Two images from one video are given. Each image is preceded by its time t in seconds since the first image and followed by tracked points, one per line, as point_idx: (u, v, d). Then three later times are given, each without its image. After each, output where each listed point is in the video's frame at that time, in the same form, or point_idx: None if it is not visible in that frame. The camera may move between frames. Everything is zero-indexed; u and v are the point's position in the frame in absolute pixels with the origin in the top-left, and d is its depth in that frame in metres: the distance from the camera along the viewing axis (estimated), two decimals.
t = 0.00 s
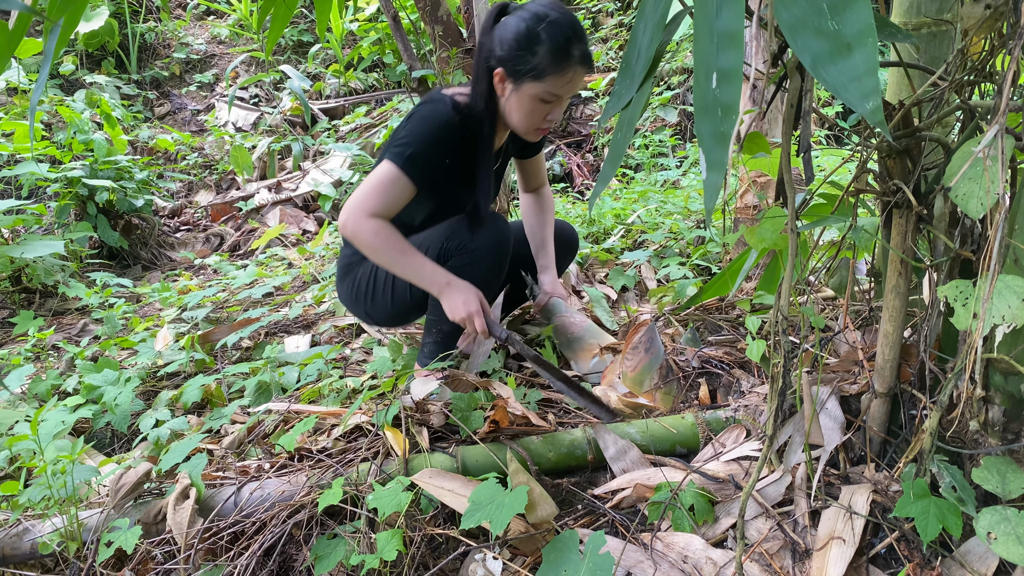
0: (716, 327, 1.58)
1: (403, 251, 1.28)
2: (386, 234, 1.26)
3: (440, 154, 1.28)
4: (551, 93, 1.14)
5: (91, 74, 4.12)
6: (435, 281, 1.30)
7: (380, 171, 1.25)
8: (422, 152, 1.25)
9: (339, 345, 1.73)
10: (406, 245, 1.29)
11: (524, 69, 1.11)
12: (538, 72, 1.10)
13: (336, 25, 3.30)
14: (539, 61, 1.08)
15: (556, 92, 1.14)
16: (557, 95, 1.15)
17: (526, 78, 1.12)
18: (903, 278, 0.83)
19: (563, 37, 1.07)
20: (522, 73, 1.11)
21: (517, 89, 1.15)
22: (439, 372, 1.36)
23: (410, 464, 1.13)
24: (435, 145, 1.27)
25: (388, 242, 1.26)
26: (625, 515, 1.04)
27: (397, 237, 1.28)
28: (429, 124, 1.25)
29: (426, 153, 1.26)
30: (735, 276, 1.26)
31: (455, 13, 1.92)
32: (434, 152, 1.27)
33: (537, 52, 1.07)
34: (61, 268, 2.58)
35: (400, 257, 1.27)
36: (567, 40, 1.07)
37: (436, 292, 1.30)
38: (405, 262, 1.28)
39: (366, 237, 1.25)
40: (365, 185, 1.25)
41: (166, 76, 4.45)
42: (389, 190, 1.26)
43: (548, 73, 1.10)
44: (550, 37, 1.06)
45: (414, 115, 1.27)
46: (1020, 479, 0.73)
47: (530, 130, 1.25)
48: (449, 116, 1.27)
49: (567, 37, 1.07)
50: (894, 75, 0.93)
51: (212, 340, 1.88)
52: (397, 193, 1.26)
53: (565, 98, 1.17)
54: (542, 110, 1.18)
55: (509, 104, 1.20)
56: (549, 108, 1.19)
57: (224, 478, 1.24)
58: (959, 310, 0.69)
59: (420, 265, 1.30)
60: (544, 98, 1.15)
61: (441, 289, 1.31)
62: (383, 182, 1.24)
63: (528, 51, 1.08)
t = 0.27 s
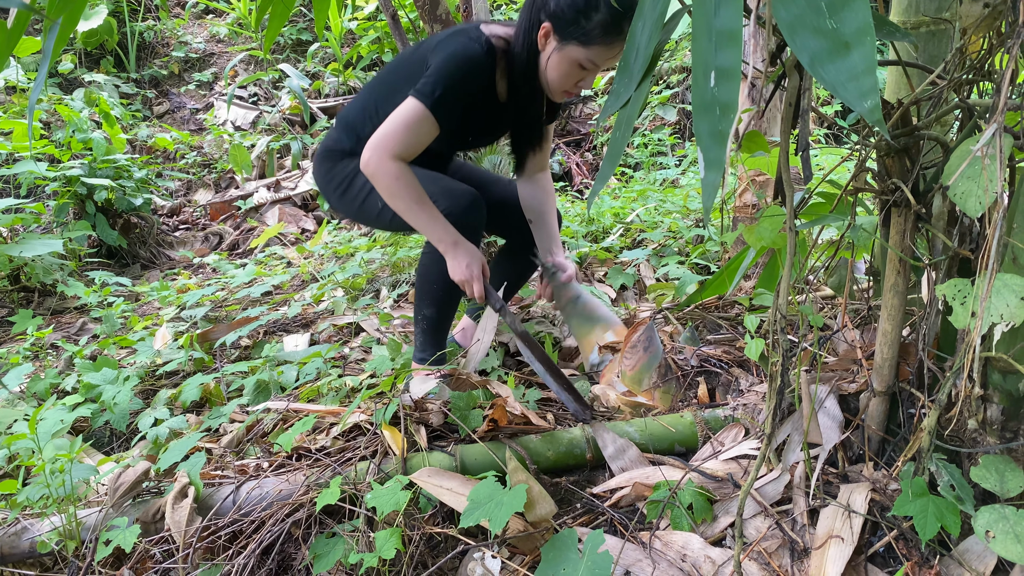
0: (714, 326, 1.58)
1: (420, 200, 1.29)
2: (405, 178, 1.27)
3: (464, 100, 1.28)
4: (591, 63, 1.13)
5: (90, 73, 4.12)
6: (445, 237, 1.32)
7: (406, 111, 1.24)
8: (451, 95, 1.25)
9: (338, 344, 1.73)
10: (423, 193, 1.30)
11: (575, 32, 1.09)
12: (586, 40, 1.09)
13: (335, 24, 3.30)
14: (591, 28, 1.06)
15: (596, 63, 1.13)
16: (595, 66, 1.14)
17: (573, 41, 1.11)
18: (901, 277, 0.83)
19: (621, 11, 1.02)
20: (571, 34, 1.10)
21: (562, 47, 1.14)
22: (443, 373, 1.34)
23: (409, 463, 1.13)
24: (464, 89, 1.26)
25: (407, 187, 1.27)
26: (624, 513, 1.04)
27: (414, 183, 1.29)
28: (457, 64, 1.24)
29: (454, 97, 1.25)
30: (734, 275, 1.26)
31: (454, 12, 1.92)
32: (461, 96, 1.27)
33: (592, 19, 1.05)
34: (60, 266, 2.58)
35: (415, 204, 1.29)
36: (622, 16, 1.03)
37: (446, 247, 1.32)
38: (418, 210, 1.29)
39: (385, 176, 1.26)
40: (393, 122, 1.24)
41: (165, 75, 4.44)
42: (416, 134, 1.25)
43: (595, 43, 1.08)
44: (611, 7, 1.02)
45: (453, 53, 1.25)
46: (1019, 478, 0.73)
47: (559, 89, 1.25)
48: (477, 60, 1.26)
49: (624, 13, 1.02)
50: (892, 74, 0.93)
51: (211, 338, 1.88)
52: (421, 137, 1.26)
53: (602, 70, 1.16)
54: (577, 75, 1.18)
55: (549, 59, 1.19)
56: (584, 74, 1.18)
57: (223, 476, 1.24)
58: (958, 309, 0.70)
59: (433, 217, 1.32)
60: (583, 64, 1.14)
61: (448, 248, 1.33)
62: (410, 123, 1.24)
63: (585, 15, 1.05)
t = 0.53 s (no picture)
0: (713, 324, 1.58)
1: (408, 167, 1.32)
2: (394, 143, 1.28)
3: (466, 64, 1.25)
4: (594, 50, 1.12)
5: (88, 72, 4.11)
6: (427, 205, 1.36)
7: (403, 74, 1.23)
8: (448, 59, 1.21)
9: (337, 343, 1.73)
10: (412, 159, 1.32)
11: (581, 18, 1.07)
12: (592, 26, 1.07)
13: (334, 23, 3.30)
14: (598, 17, 1.04)
15: (599, 50, 1.12)
16: (598, 51, 1.13)
17: (579, 25, 1.09)
18: (900, 276, 0.83)
19: None
20: (577, 18, 1.08)
21: (567, 28, 1.12)
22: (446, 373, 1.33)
23: (408, 462, 1.12)
24: (462, 53, 1.22)
25: (394, 153, 1.29)
26: (622, 512, 1.04)
27: (403, 148, 1.30)
28: (458, 28, 1.18)
29: (451, 62, 1.22)
30: (733, 273, 1.26)
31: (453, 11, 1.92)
32: (459, 60, 1.23)
33: (600, 8, 1.03)
34: (58, 265, 2.58)
35: (402, 170, 1.31)
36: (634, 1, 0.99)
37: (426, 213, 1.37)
38: (404, 176, 1.32)
39: (376, 138, 1.27)
40: (388, 84, 1.23)
41: (164, 74, 4.44)
42: (409, 97, 1.24)
43: (601, 31, 1.07)
44: None
45: (455, 11, 1.20)
46: (1016, 476, 0.73)
47: (560, 67, 1.23)
48: (481, 25, 1.20)
49: None
50: (890, 72, 0.93)
51: (210, 338, 1.88)
52: (414, 102, 1.26)
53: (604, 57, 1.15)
54: (579, 58, 1.17)
55: (553, 37, 1.17)
56: (587, 57, 1.17)
57: (222, 475, 1.24)
58: (956, 307, 0.70)
59: (419, 182, 1.34)
60: (586, 49, 1.13)
61: (429, 215, 1.37)
62: (403, 89, 1.23)
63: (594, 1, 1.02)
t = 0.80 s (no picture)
0: (711, 323, 1.58)
1: (388, 135, 1.29)
2: (377, 109, 1.25)
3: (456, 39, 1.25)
4: (589, 36, 1.16)
5: (86, 71, 4.11)
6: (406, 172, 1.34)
7: (392, 38, 1.20)
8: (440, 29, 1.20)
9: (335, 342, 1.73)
10: (394, 127, 1.29)
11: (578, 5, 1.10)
12: (588, 12, 1.10)
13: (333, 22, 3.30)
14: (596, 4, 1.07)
15: (595, 36, 1.15)
16: (593, 38, 1.16)
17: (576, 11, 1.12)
18: (898, 275, 0.83)
19: None
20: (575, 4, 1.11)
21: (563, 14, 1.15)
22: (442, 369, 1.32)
23: (405, 461, 1.12)
24: (455, 25, 1.21)
25: (377, 118, 1.26)
26: (620, 511, 1.04)
27: (386, 116, 1.27)
28: None
29: (443, 33, 1.21)
30: (731, 272, 1.26)
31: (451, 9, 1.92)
32: (451, 32, 1.22)
33: None
34: (56, 265, 2.58)
35: (383, 136, 1.28)
36: None
37: (403, 180, 1.36)
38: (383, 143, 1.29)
39: (359, 103, 1.24)
40: (375, 47, 1.20)
41: (162, 73, 4.43)
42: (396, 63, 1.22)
43: (597, 18, 1.10)
44: None
45: None
46: (1014, 475, 0.73)
47: (554, 52, 1.27)
48: None
49: None
50: (889, 71, 0.93)
51: (208, 336, 1.88)
52: (402, 68, 1.24)
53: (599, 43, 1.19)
54: (575, 42, 1.20)
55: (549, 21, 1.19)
56: (582, 43, 1.21)
57: (219, 474, 1.24)
58: (954, 306, 0.69)
59: (399, 150, 1.32)
60: (582, 36, 1.17)
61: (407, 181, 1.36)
62: (394, 53, 1.21)
63: None
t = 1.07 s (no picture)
0: (710, 322, 1.58)
1: (363, 113, 1.25)
2: (356, 84, 1.22)
3: (443, 26, 1.23)
4: (586, 31, 1.16)
5: (85, 70, 4.10)
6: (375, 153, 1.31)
7: (383, 15, 1.17)
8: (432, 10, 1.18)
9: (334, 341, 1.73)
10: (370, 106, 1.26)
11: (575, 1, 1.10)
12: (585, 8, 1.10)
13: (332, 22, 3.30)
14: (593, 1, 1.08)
15: (591, 31, 1.16)
16: (589, 33, 1.17)
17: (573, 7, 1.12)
18: (896, 274, 0.83)
19: None
20: None
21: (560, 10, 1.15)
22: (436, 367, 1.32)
23: (404, 461, 1.12)
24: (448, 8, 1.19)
25: (355, 93, 1.22)
26: (619, 510, 1.04)
27: (363, 92, 1.24)
28: None
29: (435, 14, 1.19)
30: (730, 271, 1.26)
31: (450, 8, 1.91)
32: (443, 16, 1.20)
33: None
34: (55, 264, 2.57)
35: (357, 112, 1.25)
36: None
37: (370, 161, 1.32)
38: (357, 119, 1.26)
39: (339, 74, 1.20)
40: (364, 21, 1.17)
41: (161, 72, 4.43)
42: (383, 42, 1.19)
43: (594, 14, 1.11)
44: None
45: None
46: (1012, 473, 0.72)
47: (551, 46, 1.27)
48: None
49: None
50: (887, 71, 0.93)
51: (207, 336, 1.88)
52: (389, 46, 1.20)
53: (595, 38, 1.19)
54: (571, 38, 1.20)
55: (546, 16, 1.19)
56: (578, 38, 1.21)
57: (218, 473, 1.24)
58: (951, 306, 0.69)
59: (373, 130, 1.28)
60: (578, 31, 1.17)
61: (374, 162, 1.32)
62: (386, 29, 1.17)
63: None
